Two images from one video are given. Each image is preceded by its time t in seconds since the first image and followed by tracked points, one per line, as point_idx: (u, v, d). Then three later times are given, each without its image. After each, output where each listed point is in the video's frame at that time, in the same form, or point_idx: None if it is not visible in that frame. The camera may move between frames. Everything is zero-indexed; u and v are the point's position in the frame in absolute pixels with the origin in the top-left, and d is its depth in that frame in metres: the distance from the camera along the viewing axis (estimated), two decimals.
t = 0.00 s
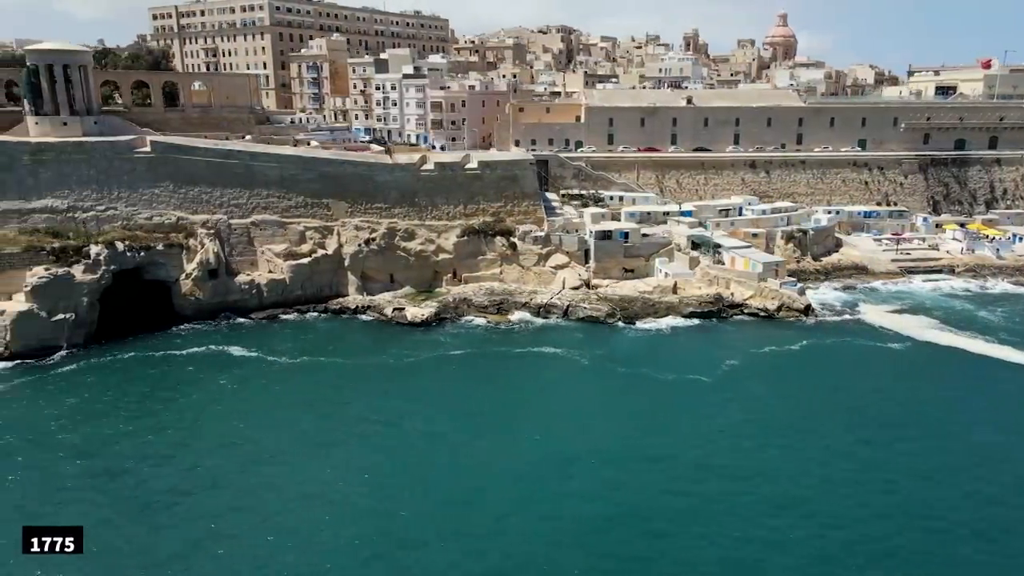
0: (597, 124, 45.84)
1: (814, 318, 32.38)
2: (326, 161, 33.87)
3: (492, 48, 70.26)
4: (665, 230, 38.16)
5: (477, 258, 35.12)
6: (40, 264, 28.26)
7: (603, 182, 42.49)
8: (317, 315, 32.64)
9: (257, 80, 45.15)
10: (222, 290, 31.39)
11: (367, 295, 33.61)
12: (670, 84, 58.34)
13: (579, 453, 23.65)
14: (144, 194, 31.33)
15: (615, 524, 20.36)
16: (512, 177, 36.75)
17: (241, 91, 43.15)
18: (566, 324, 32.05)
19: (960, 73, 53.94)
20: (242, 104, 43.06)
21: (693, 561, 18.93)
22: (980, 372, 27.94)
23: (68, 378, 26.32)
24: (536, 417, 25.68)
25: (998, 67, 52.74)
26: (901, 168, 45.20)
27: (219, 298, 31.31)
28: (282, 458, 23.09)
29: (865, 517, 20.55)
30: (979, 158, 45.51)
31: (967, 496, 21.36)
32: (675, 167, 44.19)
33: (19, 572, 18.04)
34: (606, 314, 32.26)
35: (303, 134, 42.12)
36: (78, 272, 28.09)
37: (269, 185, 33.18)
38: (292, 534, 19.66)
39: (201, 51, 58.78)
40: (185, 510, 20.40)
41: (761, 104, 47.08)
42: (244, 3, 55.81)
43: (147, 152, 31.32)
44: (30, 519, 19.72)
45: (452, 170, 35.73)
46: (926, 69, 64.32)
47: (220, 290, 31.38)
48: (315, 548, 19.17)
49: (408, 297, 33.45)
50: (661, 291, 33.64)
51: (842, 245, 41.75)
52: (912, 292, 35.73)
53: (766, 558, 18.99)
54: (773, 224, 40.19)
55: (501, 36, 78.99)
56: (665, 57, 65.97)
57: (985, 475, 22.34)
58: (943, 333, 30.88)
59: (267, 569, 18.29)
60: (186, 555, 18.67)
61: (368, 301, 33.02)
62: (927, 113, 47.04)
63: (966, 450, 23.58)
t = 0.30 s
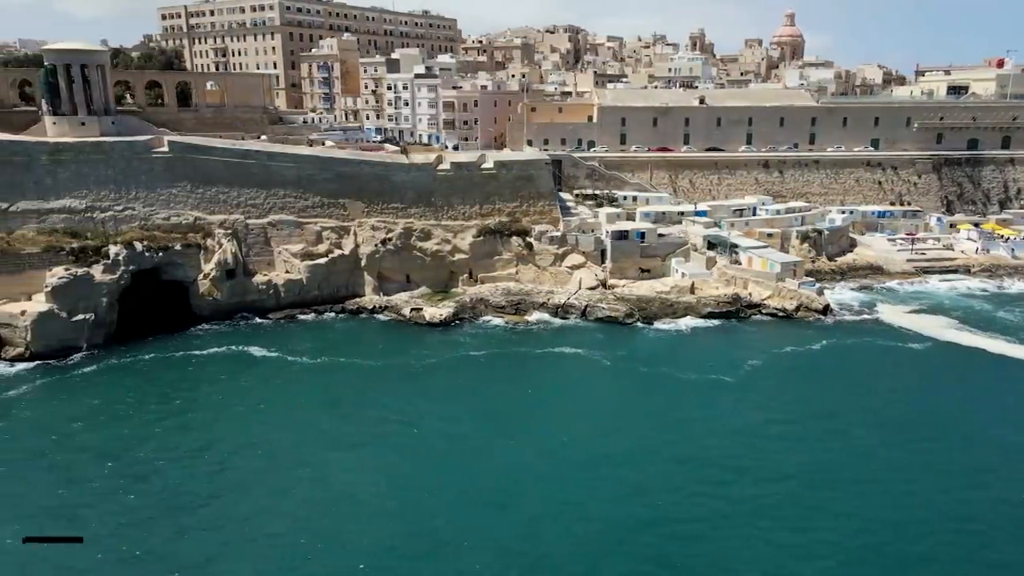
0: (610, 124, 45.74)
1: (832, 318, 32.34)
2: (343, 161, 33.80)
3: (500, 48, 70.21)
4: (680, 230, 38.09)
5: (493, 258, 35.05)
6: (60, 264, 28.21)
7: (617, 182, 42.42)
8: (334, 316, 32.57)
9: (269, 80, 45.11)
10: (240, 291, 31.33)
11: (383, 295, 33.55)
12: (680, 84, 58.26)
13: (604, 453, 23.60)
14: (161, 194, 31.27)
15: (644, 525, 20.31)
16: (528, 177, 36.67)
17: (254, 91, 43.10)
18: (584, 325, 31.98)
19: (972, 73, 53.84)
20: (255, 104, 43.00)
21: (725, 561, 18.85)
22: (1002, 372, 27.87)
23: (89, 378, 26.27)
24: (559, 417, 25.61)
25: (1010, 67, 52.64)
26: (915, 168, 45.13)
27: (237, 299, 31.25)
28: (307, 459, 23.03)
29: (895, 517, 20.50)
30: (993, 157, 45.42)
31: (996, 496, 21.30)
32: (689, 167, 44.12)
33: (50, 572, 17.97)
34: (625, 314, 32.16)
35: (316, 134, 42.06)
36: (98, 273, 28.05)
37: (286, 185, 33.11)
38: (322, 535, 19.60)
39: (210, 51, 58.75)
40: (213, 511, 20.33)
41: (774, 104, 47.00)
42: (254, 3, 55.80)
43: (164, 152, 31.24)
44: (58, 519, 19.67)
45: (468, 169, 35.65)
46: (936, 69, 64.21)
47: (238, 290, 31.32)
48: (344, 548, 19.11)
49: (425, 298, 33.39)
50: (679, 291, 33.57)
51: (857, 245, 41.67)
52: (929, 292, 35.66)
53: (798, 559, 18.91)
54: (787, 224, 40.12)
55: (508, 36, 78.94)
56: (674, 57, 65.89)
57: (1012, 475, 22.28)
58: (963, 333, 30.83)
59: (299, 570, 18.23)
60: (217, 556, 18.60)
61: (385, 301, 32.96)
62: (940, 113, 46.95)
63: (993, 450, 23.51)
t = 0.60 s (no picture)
0: (623, 124, 45.65)
1: (851, 318, 32.33)
2: (360, 160, 33.73)
3: (508, 48, 70.24)
4: (696, 230, 38.03)
5: (510, 259, 34.97)
6: (80, 265, 28.18)
7: (630, 182, 42.36)
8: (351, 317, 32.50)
9: (282, 80, 45.05)
10: (257, 291, 31.26)
11: (400, 296, 33.50)
12: (690, 84, 58.16)
13: (631, 453, 23.54)
14: (179, 195, 31.21)
15: (674, 526, 20.24)
16: (544, 177, 36.61)
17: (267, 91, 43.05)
18: (603, 326, 31.91)
19: (984, 73, 53.73)
20: (269, 104, 42.94)
21: (758, 562, 18.76)
22: None
23: (111, 379, 26.22)
24: (582, 418, 25.55)
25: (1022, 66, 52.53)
26: (929, 168, 45.06)
27: (254, 299, 31.19)
28: (333, 460, 22.98)
29: (925, 517, 20.46)
30: (1007, 157, 45.33)
31: None
32: (702, 167, 44.04)
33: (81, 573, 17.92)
34: (643, 315, 32.09)
35: (329, 134, 42.04)
36: (117, 273, 28.01)
37: (303, 186, 33.05)
38: (353, 536, 19.57)
39: (220, 51, 58.73)
40: (241, 512, 20.27)
41: (786, 104, 46.93)
42: (264, 3, 55.77)
43: (182, 152, 31.18)
44: (87, 520, 19.61)
45: (484, 170, 35.59)
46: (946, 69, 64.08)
47: (256, 291, 31.26)
48: (376, 549, 19.05)
49: (442, 298, 33.34)
50: (696, 291, 33.51)
51: (871, 244, 41.60)
52: (946, 292, 35.62)
53: (831, 560, 18.83)
54: (802, 224, 40.06)
55: (515, 36, 78.86)
56: (683, 57, 65.82)
57: None
58: (982, 333, 30.79)
59: (332, 571, 18.17)
60: (248, 557, 18.53)
61: (402, 302, 32.90)
62: (953, 113, 46.84)
63: (1019, 450, 23.46)
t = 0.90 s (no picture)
0: (635, 124, 45.53)
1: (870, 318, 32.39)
2: (377, 161, 33.65)
3: (516, 48, 70.21)
4: (711, 230, 37.95)
5: (526, 259, 34.88)
6: (100, 265, 28.17)
7: (644, 182, 42.27)
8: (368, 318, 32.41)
9: (294, 80, 44.98)
10: (275, 292, 31.18)
11: (417, 296, 33.43)
12: (700, 84, 58.09)
13: (656, 453, 23.48)
14: (197, 195, 31.16)
15: (704, 527, 20.15)
16: (560, 177, 36.54)
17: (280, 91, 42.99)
18: (621, 327, 31.83)
19: (996, 73, 53.62)
20: (282, 104, 42.89)
21: (790, 563, 18.69)
22: None
23: (132, 380, 26.15)
24: (606, 418, 25.50)
25: None
26: (943, 168, 45.00)
27: (272, 300, 31.12)
28: (359, 461, 22.92)
29: (955, 518, 20.39)
30: (1021, 157, 45.23)
31: None
32: (716, 167, 43.95)
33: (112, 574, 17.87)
34: (662, 315, 31.98)
35: (342, 134, 41.98)
36: (137, 274, 27.95)
37: (320, 186, 32.98)
38: (381, 536, 19.54)
39: (229, 51, 58.69)
40: (269, 513, 20.23)
41: (799, 104, 46.84)
42: (274, 3, 55.76)
43: (200, 153, 31.14)
44: (116, 522, 19.54)
45: (501, 170, 35.51)
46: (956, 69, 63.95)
47: (273, 291, 31.21)
48: (407, 550, 19.01)
49: (460, 299, 33.26)
50: (714, 291, 33.43)
51: (885, 245, 41.50)
52: (963, 293, 35.58)
53: (864, 562, 18.75)
54: (818, 224, 39.99)
55: (523, 36, 78.81)
56: (692, 57, 65.75)
57: None
58: (1002, 333, 30.73)
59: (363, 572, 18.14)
60: (279, 559, 18.48)
61: (419, 303, 32.83)
62: (966, 113, 46.73)
63: None
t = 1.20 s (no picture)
0: (648, 124, 45.42)
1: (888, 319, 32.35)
2: (393, 161, 33.57)
3: (525, 48, 70.19)
4: (727, 230, 37.87)
5: (543, 259, 34.78)
6: (120, 266, 28.15)
7: (658, 183, 42.16)
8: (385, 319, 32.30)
9: (306, 80, 44.90)
10: (293, 293, 31.08)
11: (434, 297, 33.35)
12: (710, 84, 58.05)
13: (681, 454, 23.40)
14: (215, 196, 31.17)
15: (733, 527, 20.05)
16: (576, 177, 36.48)
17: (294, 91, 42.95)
18: (640, 328, 31.74)
19: (1008, 73, 53.52)
20: (296, 104, 42.86)
21: (821, 563, 18.64)
22: None
23: (153, 382, 26.08)
24: (629, 418, 25.46)
25: None
26: (957, 168, 44.92)
27: (289, 301, 31.03)
28: (383, 462, 22.85)
29: (985, 518, 20.31)
30: None
31: None
32: (730, 167, 43.86)
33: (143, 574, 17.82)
34: (681, 316, 31.90)
35: (356, 134, 41.91)
36: (156, 275, 27.89)
37: (337, 186, 32.91)
38: (410, 536, 19.51)
39: (239, 51, 58.70)
40: (297, 514, 20.21)
41: (813, 104, 46.75)
42: (285, 3, 55.73)
43: (218, 154, 31.13)
44: (144, 523, 19.47)
45: (517, 170, 35.44)
46: (966, 69, 63.84)
47: (291, 292, 31.12)
48: (434, 552, 18.92)
49: (477, 300, 33.19)
50: (732, 292, 33.35)
51: (900, 245, 41.40)
52: (980, 293, 35.53)
53: (896, 563, 18.66)
54: (833, 225, 39.93)
55: (530, 36, 78.78)
56: (702, 57, 65.68)
57: None
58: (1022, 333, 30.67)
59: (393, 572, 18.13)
60: (308, 561, 18.40)
61: (437, 303, 32.76)
62: (980, 113, 46.61)
63: None
